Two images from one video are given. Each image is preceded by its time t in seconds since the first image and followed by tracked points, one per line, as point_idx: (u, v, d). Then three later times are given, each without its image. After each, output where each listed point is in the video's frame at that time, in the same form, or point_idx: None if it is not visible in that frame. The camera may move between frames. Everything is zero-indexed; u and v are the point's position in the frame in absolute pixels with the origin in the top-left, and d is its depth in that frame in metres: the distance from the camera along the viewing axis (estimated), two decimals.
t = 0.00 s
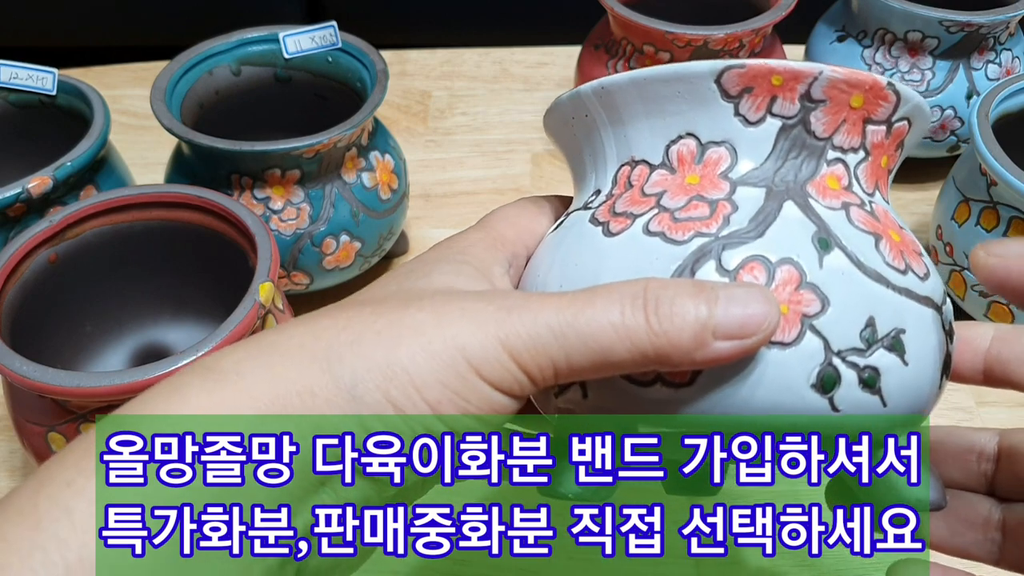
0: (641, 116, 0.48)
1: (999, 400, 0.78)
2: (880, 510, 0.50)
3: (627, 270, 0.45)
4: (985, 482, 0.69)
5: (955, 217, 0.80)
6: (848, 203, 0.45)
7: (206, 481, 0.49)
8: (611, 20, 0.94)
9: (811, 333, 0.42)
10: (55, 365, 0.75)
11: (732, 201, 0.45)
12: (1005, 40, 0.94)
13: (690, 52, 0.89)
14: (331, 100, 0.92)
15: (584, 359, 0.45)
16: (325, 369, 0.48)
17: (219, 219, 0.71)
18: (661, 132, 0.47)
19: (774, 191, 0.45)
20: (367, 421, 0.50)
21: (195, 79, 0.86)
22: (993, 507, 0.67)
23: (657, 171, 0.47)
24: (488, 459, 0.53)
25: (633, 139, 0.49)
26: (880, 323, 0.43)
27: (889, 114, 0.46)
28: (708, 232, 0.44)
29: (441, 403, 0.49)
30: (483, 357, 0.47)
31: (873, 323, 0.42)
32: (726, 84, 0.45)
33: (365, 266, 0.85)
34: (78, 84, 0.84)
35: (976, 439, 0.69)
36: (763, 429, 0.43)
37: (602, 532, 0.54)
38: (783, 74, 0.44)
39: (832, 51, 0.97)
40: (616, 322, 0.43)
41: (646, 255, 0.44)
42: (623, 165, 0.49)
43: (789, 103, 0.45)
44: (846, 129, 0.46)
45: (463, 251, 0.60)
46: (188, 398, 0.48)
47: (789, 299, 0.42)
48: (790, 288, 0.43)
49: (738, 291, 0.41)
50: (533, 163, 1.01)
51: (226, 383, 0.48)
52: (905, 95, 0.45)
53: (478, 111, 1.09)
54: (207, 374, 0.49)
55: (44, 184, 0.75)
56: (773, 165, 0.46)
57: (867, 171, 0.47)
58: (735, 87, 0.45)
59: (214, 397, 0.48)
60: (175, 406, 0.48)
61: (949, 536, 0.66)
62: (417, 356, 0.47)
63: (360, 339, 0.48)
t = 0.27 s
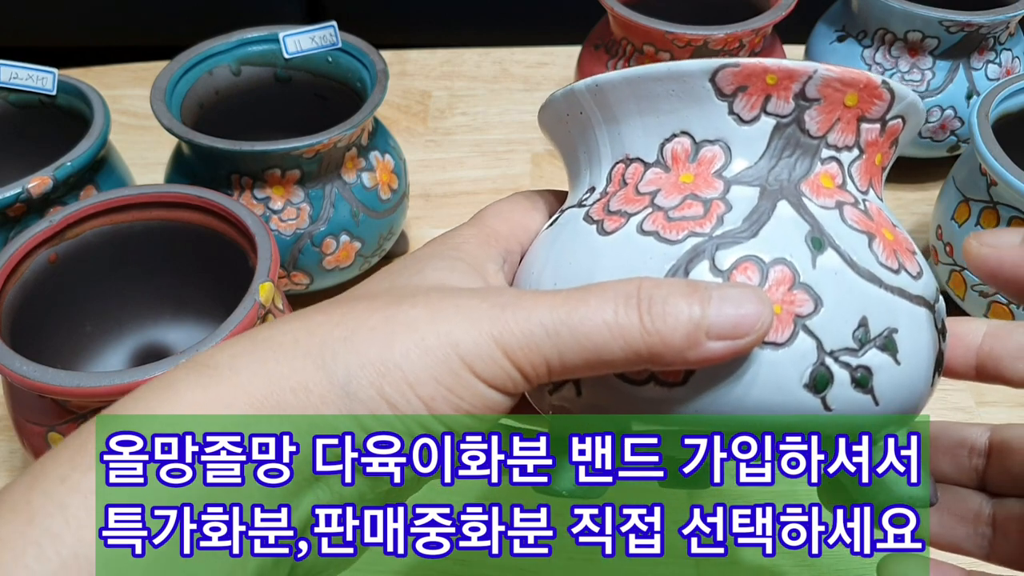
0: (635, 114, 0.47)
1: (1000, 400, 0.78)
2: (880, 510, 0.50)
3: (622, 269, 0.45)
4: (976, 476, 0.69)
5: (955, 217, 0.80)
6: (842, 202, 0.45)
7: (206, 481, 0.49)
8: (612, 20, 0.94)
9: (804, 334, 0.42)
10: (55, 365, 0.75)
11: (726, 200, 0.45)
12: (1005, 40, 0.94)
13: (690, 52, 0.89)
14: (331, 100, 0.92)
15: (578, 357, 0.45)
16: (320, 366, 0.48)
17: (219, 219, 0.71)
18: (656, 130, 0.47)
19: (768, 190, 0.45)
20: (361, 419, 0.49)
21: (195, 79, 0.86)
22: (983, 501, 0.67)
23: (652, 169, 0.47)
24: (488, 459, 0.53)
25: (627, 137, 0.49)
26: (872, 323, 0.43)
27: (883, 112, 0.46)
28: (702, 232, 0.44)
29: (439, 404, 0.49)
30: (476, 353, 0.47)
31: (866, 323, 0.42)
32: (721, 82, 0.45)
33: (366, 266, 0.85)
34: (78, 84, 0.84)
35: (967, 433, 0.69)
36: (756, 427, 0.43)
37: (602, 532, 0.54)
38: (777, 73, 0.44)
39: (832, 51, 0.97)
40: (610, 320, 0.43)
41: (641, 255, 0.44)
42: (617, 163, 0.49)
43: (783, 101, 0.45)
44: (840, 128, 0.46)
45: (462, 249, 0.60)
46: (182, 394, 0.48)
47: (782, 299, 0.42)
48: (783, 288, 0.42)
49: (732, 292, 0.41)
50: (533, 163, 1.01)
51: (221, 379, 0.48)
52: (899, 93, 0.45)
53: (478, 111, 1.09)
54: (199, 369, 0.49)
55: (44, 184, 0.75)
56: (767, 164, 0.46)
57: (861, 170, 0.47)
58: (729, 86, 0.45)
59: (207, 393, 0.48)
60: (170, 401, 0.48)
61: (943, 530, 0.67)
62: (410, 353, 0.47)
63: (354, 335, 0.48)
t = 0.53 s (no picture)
0: (633, 110, 0.47)
1: (1000, 400, 0.78)
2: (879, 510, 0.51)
3: (623, 265, 0.45)
4: (982, 470, 0.69)
5: (955, 217, 0.80)
6: (843, 194, 0.45)
7: (206, 481, 0.49)
8: (612, 20, 0.94)
9: (805, 328, 0.42)
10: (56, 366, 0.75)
11: (726, 194, 0.45)
12: (1005, 39, 0.94)
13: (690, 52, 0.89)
14: (331, 100, 0.92)
15: (578, 352, 0.45)
16: (321, 364, 0.48)
17: (219, 219, 0.71)
18: (654, 125, 0.47)
19: (768, 183, 0.45)
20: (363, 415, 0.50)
21: (195, 79, 0.86)
22: (988, 494, 0.67)
23: (651, 164, 0.47)
24: (488, 459, 0.53)
25: (626, 132, 0.48)
26: (874, 316, 0.43)
27: (883, 102, 0.46)
28: (702, 227, 0.44)
29: (442, 401, 0.50)
30: (476, 348, 0.47)
31: (868, 316, 0.42)
32: (719, 76, 0.44)
33: (365, 266, 0.85)
34: (78, 84, 0.84)
35: (975, 426, 0.69)
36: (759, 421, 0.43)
37: (602, 532, 0.54)
38: (776, 66, 0.44)
39: (832, 51, 0.97)
40: (609, 316, 0.43)
41: (640, 253, 0.44)
42: (616, 158, 0.49)
43: (782, 94, 0.45)
44: (841, 119, 0.46)
45: (461, 248, 0.60)
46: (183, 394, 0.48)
47: (783, 293, 0.42)
48: (784, 282, 0.42)
49: (732, 288, 0.41)
50: (534, 163, 1.01)
51: (226, 376, 0.48)
52: (900, 83, 0.45)
53: (478, 111, 1.09)
54: (203, 368, 0.49)
55: (44, 184, 0.75)
56: (768, 157, 0.45)
57: (862, 160, 0.47)
58: (728, 80, 0.44)
59: (213, 392, 0.48)
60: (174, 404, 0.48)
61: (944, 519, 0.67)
62: (411, 349, 0.47)
63: (353, 332, 0.48)
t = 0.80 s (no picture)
0: (598, 108, 0.45)
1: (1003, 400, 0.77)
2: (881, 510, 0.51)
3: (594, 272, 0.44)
4: (1011, 419, 0.69)
5: (957, 217, 0.80)
6: (826, 175, 0.42)
7: (206, 481, 0.49)
8: (612, 19, 0.93)
9: (781, 340, 0.40)
10: (53, 364, 0.74)
11: (694, 198, 0.42)
12: (1006, 39, 0.93)
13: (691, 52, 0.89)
14: (331, 100, 0.92)
15: (549, 353, 0.45)
16: (283, 338, 0.46)
17: (222, 221, 0.71)
18: (621, 122, 0.45)
19: (738, 180, 0.42)
20: (326, 389, 0.47)
21: (194, 79, 0.85)
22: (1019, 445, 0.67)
23: (623, 163, 0.45)
24: (488, 460, 0.52)
25: (596, 128, 0.46)
26: (858, 316, 0.41)
27: (867, 65, 0.41)
28: (669, 241, 0.42)
29: (409, 379, 0.48)
30: (442, 338, 0.46)
31: (850, 316, 0.41)
32: (676, 73, 0.41)
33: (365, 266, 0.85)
34: (77, 84, 0.84)
35: (1008, 374, 0.69)
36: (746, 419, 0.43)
37: (602, 532, 0.54)
38: (734, 56, 0.40)
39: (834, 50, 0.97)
40: (576, 323, 0.43)
41: (612, 268, 0.43)
42: (592, 153, 0.47)
43: (747, 81, 0.41)
44: (818, 93, 0.42)
45: (459, 246, 0.60)
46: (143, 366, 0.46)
47: (755, 308, 0.41)
48: (755, 296, 0.41)
49: (701, 312, 0.40)
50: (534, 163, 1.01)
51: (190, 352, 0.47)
52: (881, 42, 0.40)
53: (478, 111, 1.08)
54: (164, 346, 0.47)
55: (43, 184, 0.74)
56: (739, 151, 0.42)
57: (851, 127, 0.43)
58: (685, 75, 0.41)
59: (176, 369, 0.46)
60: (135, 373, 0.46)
61: (956, 511, 0.62)
62: (375, 324, 0.46)
63: (317, 304, 0.47)
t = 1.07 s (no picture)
0: (602, 125, 0.44)
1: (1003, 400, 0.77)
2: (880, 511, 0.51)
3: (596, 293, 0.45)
4: (1003, 411, 0.69)
5: (957, 218, 0.80)
6: (833, 206, 0.43)
7: (206, 481, 0.48)
8: (612, 19, 0.93)
9: (779, 377, 0.42)
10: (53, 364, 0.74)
11: (700, 228, 0.43)
12: (1006, 39, 0.93)
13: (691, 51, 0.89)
14: (331, 100, 0.92)
15: (551, 373, 0.46)
16: (288, 342, 0.46)
17: (219, 219, 0.71)
18: (626, 142, 0.44)
19: (746, 211, 0.43)
20: (331, 395, 0.47)
21: (194, 79, 0.85)
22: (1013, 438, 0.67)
23: (629, 181, 0.45)
24: (488, 460, 0.52)
25: (599, 142, 0.46)
26: (857, 352, 0.42)
27: (884, 93, 0.41)
28: (674, 273, 0.43)
29: (411, 388, 0.48)
30: (449, 352, 0.47)
31: (849, 353, 0.42)
32: (686, 104, 0.41)
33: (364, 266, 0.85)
34: (78, 84, 0.84)
35: (1001, 368, 0.69)
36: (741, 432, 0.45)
37: (602, 532, 0.53)
38: (747, 92, 0.40)
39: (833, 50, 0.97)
40: (579, 348, 0.43)
41: (616, 295, 0.44)
42: (596, 163, 0.47)
43: (759, 114, 0.41)
44: (831, 122, 0.42)
45: (460, 246, 0.58)
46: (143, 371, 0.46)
47: (756, 347, 0.42)
48: (757, 335, 0.42)
49: (704, 349, 0.41)
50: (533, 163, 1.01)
51: (196, 354, 0.47)
52: (900, 72, 0.40)
53: (478, 111, 1.08)
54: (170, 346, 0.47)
55: (43, 184, 0.74)
56: (746, 179, 0.43)
57: (861, 151, 0.43)
58: (695, 106, 0.41)
59: (187, 371, 0.46)
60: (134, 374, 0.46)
61: (944, 502, 0.61)
62: (381, 334, 0.46)
63: (322, 309, 0.47)
